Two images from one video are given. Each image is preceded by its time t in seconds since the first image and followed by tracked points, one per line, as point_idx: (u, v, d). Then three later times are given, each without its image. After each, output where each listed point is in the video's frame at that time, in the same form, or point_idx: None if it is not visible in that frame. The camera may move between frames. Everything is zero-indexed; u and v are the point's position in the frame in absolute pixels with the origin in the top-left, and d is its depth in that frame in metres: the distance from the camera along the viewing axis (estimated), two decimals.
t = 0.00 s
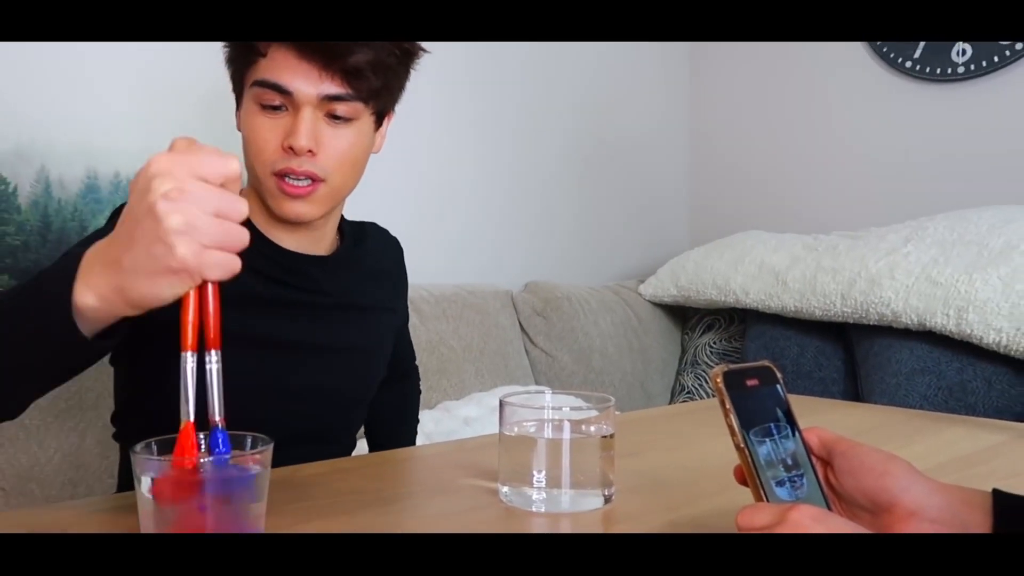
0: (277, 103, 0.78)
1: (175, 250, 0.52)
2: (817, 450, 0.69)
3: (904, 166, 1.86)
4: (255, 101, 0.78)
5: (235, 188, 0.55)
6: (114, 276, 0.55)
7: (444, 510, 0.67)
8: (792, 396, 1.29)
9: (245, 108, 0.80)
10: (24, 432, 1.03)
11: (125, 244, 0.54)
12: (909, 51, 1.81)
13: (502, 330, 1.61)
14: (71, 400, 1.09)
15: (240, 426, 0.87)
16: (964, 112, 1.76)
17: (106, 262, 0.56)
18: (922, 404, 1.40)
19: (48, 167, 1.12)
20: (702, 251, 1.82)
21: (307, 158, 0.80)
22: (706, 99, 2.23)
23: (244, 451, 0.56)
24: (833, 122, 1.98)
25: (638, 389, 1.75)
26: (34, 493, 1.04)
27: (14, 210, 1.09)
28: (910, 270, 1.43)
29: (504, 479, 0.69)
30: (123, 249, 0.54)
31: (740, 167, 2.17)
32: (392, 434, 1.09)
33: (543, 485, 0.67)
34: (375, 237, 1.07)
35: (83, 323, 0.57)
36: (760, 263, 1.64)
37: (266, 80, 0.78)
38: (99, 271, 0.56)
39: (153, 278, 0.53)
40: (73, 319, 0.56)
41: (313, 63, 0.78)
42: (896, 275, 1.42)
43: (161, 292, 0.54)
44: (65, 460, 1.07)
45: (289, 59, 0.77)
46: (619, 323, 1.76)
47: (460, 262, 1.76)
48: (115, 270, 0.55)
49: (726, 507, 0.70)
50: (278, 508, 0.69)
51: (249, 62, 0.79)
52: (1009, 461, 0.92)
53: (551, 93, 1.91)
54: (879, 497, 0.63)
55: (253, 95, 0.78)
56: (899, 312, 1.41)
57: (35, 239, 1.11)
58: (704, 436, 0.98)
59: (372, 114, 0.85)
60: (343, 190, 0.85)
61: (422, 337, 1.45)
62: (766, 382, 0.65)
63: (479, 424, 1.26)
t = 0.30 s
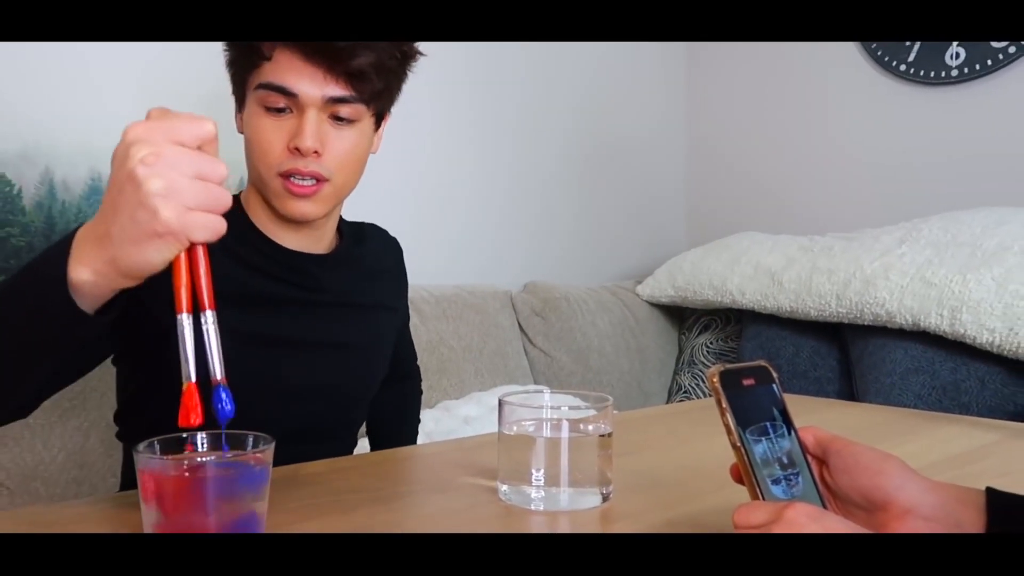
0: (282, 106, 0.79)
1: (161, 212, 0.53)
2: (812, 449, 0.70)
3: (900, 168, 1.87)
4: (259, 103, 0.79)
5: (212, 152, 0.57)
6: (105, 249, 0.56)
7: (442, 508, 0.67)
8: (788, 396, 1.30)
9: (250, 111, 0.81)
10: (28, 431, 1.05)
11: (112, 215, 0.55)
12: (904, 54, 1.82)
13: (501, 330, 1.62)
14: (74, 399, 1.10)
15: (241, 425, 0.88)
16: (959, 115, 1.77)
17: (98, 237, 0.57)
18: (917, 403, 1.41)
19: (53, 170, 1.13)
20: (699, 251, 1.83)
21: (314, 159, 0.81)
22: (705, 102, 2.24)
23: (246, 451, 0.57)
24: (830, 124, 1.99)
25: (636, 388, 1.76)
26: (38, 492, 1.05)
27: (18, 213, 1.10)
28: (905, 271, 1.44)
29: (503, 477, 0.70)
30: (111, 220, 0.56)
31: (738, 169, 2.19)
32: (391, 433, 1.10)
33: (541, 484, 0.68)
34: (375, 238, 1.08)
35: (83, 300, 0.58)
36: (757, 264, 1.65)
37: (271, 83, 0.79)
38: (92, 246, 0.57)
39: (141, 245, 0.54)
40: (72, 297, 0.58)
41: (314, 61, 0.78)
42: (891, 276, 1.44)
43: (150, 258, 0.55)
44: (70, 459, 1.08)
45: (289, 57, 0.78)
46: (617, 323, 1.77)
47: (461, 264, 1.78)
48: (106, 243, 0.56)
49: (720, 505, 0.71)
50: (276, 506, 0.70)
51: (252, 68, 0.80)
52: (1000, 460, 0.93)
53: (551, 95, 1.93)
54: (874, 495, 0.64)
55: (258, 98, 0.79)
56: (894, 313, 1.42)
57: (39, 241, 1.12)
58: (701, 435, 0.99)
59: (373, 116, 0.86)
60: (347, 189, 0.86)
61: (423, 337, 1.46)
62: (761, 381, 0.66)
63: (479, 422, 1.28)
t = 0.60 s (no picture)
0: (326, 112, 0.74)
1: (307, 152, 0.53)
2: (810, 448, 0.71)
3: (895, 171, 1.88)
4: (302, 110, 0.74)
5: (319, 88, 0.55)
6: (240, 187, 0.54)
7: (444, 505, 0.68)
8: (785, 395, 1.31)
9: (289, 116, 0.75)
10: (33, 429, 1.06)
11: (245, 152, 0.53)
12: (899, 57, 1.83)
13: (501, 330, 1.63)
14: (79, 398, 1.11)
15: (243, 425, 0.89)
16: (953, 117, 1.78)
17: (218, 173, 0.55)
18: (912, 402, 1.43)
19: (56, 171, 1.17)
20: (697, 252, 1.84)
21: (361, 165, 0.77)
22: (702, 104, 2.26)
23: (250, 450, 0.58)
24: (824, 126, 2.00)
25: (634, 388, 1.77)
26: (42, 490, 1.07)
27: (22, 214, 1.13)
28: (900, 271, 1.46)
29: (504, 476, 0.72)
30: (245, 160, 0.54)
31: (734, 171, 2.20)
32: (393, 432, 1.11)
33: (541, 482, 0.69)
34: (377, 239, 1.10)
35: (221, 237, 0.55)
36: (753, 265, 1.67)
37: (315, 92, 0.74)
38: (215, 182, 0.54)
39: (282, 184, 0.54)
40: (211, 233, 0.55)
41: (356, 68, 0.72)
42: (886, 276, 1.45)
43: (286, 195, 0.54)
44: (73, 457, 1.09)
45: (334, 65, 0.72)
46: (615, 323, 1.78)
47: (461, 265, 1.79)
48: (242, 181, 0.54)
49: (717, 503, 0.72)
50: (278, 505, 0.70)
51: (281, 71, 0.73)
52: (994, 458, 0.94)
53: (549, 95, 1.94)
54: (870, 493, 0.65)
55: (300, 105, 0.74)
56: (889, 313, 1.43)
57: (44, 241, 1.14)
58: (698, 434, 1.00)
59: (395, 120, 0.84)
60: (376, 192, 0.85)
61: (423, 337, 1.47)
62: (759, 381, 0.67)
63: (480, 421, 1.29)
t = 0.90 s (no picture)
0: (360, 123, 0.81)
1: (533, 191, 0.65)
2: (807, 445, 0.71)
3: (889, 171, 1.89)
4: (337, 120, 0.81)
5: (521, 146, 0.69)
6: (473, 212, 0.62)
7: (446, 504, 0.70)
8: (781, 394, 1.32)
9: (325, 126, 0.82)
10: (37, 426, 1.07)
11: (481, 186, 0.62)
12: (895, 60, 1.84)
13: (502, 330, 1.64)
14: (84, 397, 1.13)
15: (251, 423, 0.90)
16: (948, 119, 1.79)
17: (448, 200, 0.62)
18: (907, 401, 1.44)
19: (62, 172, 1.19)
20: (695, 252, 1.85)
21: (389, 174, 0.83)
22: (698, 105, 2.27)
23: (251, 447, 0.59)
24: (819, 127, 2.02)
25: (632, 386, 1.79)
26: (48, 487, 1.08)
27: (28, 215, 1.15)
28: (896, 271, 1.47)
29: (505, 474, 0.72)
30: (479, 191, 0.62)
31: (729, 171, 2.21)
32: (392, 432, 1.12)
33: (541, 480, 0.71)
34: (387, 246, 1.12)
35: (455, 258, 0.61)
36: (751, 265, 1.68)
37: (351, 104, 0.80)
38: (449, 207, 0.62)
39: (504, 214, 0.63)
40: (450, 251, 0.60)
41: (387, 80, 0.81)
42: (882, 276, 1.46)
43: (500, 226, 0.63)
44: (78, 455, 1.11)
45: (368, 78, 0.80)
46: (614, 322, 1.79)
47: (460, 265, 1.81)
48: (476, 210, 0.62)
49: (712, 500, 0.73)
50: (282, 503, 0.71)
51: (324, 84, 0.81)
52: (987, 456, 0.95)
53: (546, 97, 1.96)
54: (867, 490, 0.66)
55: (337, 115, 0.81)
56: (885, 312, 1.44)
57: (49, 241, 1.17)
58: (696, 433, 1.01)
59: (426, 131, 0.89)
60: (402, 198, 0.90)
61: (424, 337, 1.50)
62: (757, 379, 0.68)
63: (480, 420, 1.30)
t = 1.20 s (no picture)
0: (385, 126, 0.83)
1: (557, 184, 0.67)
2: (804, 443, 0.72)
3: (885, 172, 1.90)
4: (362, 123, 0.83)
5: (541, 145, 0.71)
6: (496, 199, 0.63)
7: (449, 501, 0.71)
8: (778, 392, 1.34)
9: (349, 128, 0.84)
10: (42, 423, 1.09)
11: (505, 175, 0.64)
12: (890, 61, 1.85)
13: (501, 329, 1.65)
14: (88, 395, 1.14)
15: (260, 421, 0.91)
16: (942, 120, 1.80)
17: (471, 189, 0.64)
18: (904, 399, 1.46)
19: (66, 173, 1.21)
20: (693, 252, 1.86)
21: (411, 177, 0.85)
22: (697, 106, 2.28)
23: (253, 445, 0.59)
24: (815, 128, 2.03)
25: (631, 384, 1.80)
26: (52, 485, 1.09)
27: (33, 215, 1.18)
28: (892, 271, 1.48)
29: (504, 470, 0.74)
30: (503, 179, 0.64)
31: (726, 172, 2.22)
32: (393, 431, 1.13)
33: (540, 477, 0.71)
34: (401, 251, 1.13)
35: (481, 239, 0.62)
36: (748, 264, 1.69)
37: (376, 107, 0.82)
38: (472, 193, 0.63)
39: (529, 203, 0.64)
40: (475, 232, 0.61)
41: (411, 85, 0.83)
42: (878, 275, 1.47)
43: (524, 214, 0.65)
44: (82, 453, 1.12)
45: (394, 82, 0.83)
46: (613, 321, 1.80)
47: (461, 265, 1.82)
48: (499, 197, 0.63)
49: (710, 498, 0.74)
50: (282, 501, 0.72)
51: (349, 87, 0.84)
52: (981, 454, 0.97)
53: (545, 98, 1.97)
54: (864, 486, 0.67)
55: (362, 118, 0.83)
56: (881, 311, 1.46)
57: (54, 241, 1.20)
58: (694, 431, 1.02)
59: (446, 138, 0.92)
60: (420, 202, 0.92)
61: (427, 336, 1.51)
62: (755, 377, 0.69)
63: (481, 417, 1.31)
